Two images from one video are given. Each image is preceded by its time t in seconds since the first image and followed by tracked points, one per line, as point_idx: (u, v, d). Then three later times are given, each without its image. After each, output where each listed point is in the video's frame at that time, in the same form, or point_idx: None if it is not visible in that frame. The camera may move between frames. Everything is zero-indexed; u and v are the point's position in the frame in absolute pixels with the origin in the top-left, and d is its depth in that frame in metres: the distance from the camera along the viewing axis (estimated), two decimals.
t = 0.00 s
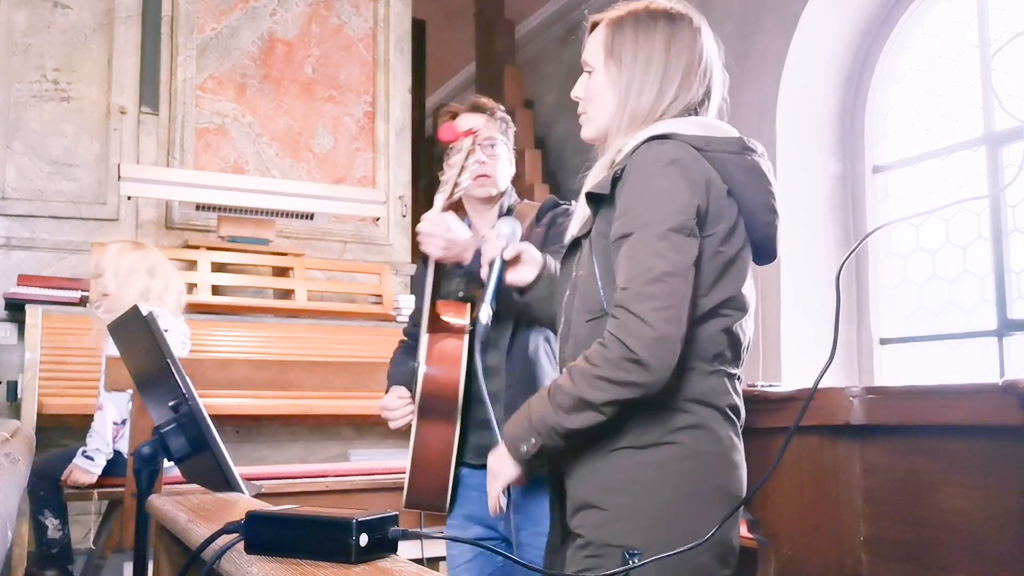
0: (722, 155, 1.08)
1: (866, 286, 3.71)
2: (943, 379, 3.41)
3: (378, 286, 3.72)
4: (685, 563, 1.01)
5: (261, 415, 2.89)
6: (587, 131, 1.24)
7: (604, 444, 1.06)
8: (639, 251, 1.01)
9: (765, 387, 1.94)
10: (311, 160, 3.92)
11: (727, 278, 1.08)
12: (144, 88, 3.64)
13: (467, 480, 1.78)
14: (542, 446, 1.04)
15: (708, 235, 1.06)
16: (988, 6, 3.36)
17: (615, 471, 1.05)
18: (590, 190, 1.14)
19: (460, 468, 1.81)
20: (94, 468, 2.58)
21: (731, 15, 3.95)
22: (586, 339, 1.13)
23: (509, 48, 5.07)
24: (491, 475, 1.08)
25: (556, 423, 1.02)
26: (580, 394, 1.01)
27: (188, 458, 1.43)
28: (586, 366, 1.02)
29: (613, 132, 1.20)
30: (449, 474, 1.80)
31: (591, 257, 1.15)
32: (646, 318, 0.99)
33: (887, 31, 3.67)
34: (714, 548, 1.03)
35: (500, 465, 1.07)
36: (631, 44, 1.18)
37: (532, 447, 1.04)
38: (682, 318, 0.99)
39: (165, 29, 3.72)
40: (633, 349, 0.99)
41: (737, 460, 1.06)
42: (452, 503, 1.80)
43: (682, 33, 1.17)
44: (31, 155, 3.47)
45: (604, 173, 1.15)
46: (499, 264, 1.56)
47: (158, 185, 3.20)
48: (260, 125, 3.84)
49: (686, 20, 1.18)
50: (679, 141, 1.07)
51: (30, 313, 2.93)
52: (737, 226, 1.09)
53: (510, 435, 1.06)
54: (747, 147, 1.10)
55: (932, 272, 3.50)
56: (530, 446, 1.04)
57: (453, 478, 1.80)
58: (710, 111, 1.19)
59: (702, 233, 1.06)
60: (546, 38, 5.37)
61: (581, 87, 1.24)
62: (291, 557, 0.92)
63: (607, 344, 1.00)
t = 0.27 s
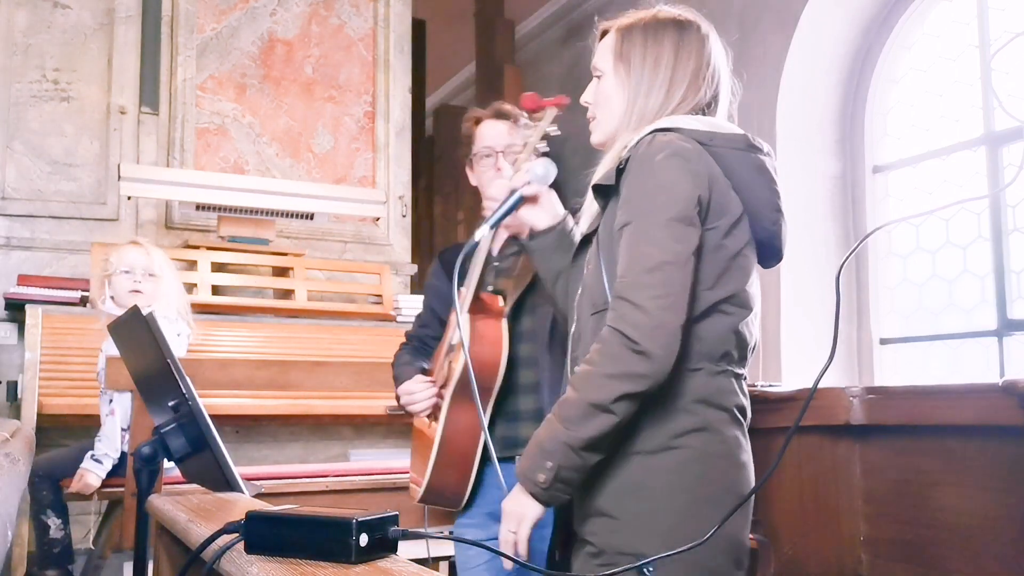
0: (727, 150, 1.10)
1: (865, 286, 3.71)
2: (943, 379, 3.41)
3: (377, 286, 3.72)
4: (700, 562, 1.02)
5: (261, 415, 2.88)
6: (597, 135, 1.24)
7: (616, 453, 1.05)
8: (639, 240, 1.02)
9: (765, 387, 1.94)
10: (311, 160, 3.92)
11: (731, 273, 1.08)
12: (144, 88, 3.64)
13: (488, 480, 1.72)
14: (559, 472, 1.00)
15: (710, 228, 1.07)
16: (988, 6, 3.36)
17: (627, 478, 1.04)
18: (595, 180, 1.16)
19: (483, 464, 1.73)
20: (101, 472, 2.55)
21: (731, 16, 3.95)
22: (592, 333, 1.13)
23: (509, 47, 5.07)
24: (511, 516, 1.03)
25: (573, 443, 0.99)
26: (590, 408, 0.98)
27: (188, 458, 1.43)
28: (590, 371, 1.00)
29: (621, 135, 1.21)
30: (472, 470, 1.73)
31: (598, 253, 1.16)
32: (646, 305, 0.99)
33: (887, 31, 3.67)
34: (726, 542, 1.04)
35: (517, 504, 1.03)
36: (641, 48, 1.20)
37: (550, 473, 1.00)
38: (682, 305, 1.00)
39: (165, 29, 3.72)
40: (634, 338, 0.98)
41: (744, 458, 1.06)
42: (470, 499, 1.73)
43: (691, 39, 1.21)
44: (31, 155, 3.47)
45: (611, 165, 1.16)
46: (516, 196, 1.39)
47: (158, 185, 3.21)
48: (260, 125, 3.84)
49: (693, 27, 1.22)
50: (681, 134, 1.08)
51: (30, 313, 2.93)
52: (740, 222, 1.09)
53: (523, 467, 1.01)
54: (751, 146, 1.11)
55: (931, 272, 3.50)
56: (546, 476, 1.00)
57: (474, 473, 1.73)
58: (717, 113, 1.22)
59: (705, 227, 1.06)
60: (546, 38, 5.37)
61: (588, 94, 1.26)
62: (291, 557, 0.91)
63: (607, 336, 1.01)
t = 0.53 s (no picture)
0: (735, 148, 1.11)
1: (865, 287, 3.70)
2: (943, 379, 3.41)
3: (377, 286, 3.72)
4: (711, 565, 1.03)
5: (262, 414, 2.88)
6: (602, 137, 1.26)
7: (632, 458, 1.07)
8: (656, 240, 1.05)
9: (765, 387, 1.94)
10: (311, 160, 3.92)
11: (743, 275, 1.09)
12: (145, 88, 3.65)
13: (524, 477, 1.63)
14: (584, 478, 1.03)
15: (723, 222, 1.09)
16: (988, 6, 3.36)
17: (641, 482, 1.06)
18: (603, 175, 1.18)
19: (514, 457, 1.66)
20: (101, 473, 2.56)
21: (731, 16, 3.95)
22: (601, 330, 1.16)
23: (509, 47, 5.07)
24: (539, 519, 1.08)
25: (594, 448, 1.02)
26: (615, 415, 1.02)
27: (188, 459, 1.43)
28: (615, 375, 1.03)
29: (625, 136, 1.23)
30: (506, 463, 1.63)
31: (606, 251, 1.19)
32: (665, 302, 1.02)
33: (887, 32, 3.67)
34: (736, 545, 1.05)
35: (544, 507, 1.07)
36: (643, 50, 1.21)
37: (573, 479, 1.03)
38: (701, 301, 1.03)
39: (165, 29, 3.72)
40: (657, 338, 1.01)
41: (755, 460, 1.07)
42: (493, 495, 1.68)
43: (692, 38, 1.21)
44: (31, 155, 3.47)
45: (615, 158, 1.18)
46: (539, 160, 1.37)
47: (158, 185, 3.21)
48: (260, 125, 3.84)
49: (695, 25, 1.22)
50: (689, 129, 1.11)
51: (30, 312, 2.93)
52: (753, 224, 1.10)
53: (549, 472, 1.05)
54: (760, 143, 1.13)
55: (931, 272, 3.50)
56: (571, 482, 1.04)
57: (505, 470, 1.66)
58: (723, 110, 1.23)
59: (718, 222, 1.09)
60: (547, 38, 5.37)
61: (593, 97, 1.28)
62: (291, 558, 0.92)
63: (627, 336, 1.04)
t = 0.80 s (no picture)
0: (743, 144, 1.13)
1: (865, 287, 3.70)
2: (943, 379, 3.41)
3: (378, 286, 3.72)
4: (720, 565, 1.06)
5: (262, 415, 2.88)
6: (606, 141, 1.26)
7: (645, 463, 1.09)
8: (668, 239, 1.06)
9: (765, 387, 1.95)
10: (311, 160, 3.92)
11: (751, 275, 1.12)
12: (145, 88, 3.64)
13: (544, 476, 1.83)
14: (599, 485, 1.04)
15: (733, 219, 1.11)
16: (988, 6, 3.36)
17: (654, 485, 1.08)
18: (607, 172, 1.18)
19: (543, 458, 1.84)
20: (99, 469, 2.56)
21: (731, 16, 3.95)
22: (606, 330, 1.17)
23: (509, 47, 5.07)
24: (551, 528, 1.07)
25: (610, 454, 1.03)
26: (630, 417, 1.02)
27: (188, 459, 1.43)
28: (629, 376, 1.04)
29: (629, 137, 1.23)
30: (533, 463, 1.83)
31: (611, 248, 1.20)
32: (678, 301, 1.03)
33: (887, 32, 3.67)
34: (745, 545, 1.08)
35: (555, 515, 1.07)
36: (645, 49, 1.22)
37: (587, 486, 1.04)
38: (712, 299, 1.04)
39: (165, 29, 3.72)
40: (670, 338, 1.02)
41: (765, 461, 1.11)
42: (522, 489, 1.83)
43: (694, 34, 1.21)
44: (31, 155, 3.47)
45: (621, 156, 1.19)
46: (539, 157, 1.41)
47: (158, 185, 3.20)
48: (260, 125, 3.84)
49: (696, 21, 1.23)
50: (696, 127, 1.13)
51: (30, 312, 2.94)
52: (762, 222, 1.12)
53: (562, 479, 1.05)
54: (770, 141, 1.14)
55: (931, 272, 3.50)
56: (586, 488, 1.04)
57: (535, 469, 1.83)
58: (729, 107, 1.22)
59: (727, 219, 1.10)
60: (547, 38, 5.37)
61: (596, 100, 1.28)
62: (291, 557, 0.91)
63: (641, 338, 1.04)
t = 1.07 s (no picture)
0: (756, 150, 1.13)
1: (865, 287, 3.70)
2: (943, 379, 3.41)
3: (377, 286, 3.72)
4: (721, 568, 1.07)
5: (261, 415, 2.88)
6: (610, 137, 1.27)
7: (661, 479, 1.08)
8: (689, 248, 1.04)
9: (765, 387, 1.94)
10: (311, 160, 3.92)
11: (755, 280, 1.11)
12: (145, 88, 3.65)
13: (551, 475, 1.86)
14: (635, 509, 1.02)
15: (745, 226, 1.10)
16: (988, 6, 3.36)
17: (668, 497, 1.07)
18: (617, 174, 1.18)
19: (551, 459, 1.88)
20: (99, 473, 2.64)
21: (731, 16, 3.95)
22: (606, 331, 1.17)
23: (509, 47, 5.07)
24: (588, 561, 1.05)
25: (645, 477, 1.01)
26: (661, 439, 1.00)
27: (188, 459, 1.44)
28: (655, 392, 1.01)
29: (633, 133, 1.23)
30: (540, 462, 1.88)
31: (614, 248, 1.20)
32: (701, 312, 1.02)
33: (887, 31, 3.67)
34: (748, 548, 1.10)
35: (589, 546, 1.05)
36: (647, 45, 1.22)
37: (625, 510, 1.02)
38: (734, 308, 1.03)
39: (165, 29, 3.72)
40: (698, 351, 1.01)
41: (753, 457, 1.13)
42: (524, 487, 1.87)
43: (698, 30, 1.21)
44: (31, 155, 3.47)
45: (631, 161, 1.18)
46: (540, 160, 1.41)
47: (158, 185, 3.20)
48: (260, 125, 3.84)
49: (700, 16, 1.22)
50: (711, 131, 1.12)
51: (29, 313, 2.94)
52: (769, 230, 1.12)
53: (596, 508, 1.02)
54: (781, 148, 1.14)
55: (931, 272, 3.50)
56: (623, 514, 1.02)
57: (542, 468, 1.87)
58: (734, 104, 1.22)
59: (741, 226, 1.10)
60: (547, 38, 5.37)
61: (600, 95, 1.28)
62: (290, 557, 0.91)
63: (665, 353, 1.02)
